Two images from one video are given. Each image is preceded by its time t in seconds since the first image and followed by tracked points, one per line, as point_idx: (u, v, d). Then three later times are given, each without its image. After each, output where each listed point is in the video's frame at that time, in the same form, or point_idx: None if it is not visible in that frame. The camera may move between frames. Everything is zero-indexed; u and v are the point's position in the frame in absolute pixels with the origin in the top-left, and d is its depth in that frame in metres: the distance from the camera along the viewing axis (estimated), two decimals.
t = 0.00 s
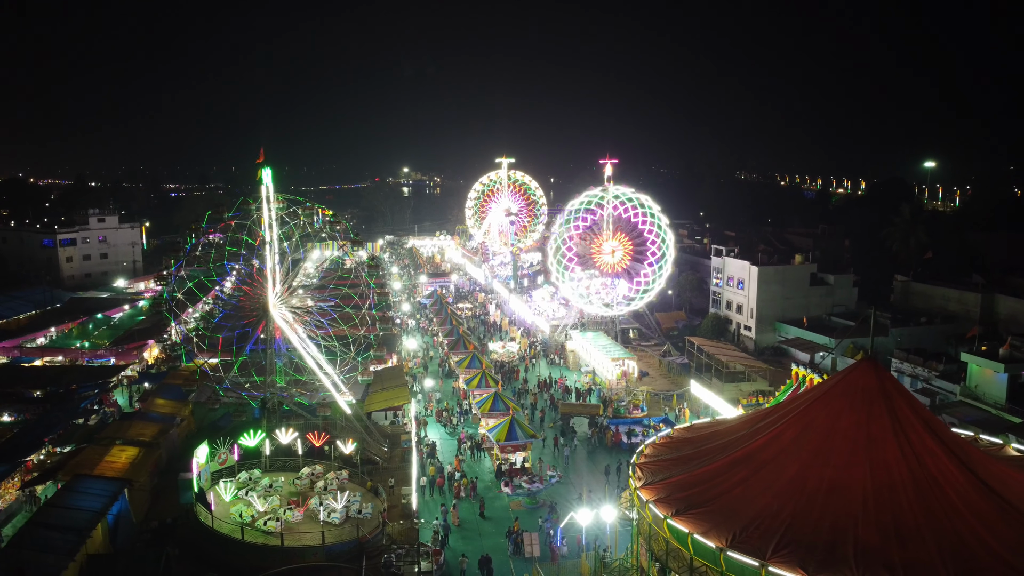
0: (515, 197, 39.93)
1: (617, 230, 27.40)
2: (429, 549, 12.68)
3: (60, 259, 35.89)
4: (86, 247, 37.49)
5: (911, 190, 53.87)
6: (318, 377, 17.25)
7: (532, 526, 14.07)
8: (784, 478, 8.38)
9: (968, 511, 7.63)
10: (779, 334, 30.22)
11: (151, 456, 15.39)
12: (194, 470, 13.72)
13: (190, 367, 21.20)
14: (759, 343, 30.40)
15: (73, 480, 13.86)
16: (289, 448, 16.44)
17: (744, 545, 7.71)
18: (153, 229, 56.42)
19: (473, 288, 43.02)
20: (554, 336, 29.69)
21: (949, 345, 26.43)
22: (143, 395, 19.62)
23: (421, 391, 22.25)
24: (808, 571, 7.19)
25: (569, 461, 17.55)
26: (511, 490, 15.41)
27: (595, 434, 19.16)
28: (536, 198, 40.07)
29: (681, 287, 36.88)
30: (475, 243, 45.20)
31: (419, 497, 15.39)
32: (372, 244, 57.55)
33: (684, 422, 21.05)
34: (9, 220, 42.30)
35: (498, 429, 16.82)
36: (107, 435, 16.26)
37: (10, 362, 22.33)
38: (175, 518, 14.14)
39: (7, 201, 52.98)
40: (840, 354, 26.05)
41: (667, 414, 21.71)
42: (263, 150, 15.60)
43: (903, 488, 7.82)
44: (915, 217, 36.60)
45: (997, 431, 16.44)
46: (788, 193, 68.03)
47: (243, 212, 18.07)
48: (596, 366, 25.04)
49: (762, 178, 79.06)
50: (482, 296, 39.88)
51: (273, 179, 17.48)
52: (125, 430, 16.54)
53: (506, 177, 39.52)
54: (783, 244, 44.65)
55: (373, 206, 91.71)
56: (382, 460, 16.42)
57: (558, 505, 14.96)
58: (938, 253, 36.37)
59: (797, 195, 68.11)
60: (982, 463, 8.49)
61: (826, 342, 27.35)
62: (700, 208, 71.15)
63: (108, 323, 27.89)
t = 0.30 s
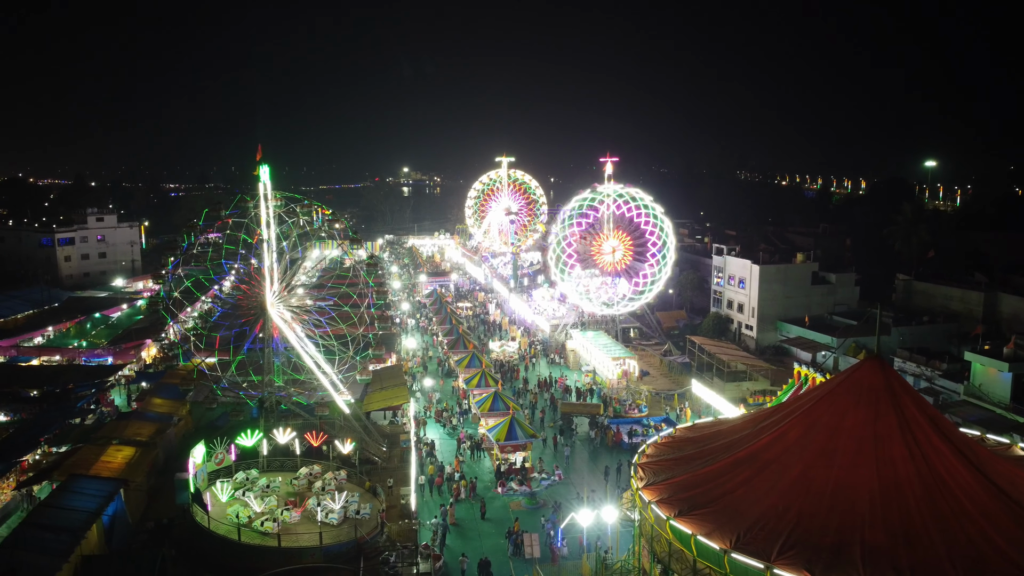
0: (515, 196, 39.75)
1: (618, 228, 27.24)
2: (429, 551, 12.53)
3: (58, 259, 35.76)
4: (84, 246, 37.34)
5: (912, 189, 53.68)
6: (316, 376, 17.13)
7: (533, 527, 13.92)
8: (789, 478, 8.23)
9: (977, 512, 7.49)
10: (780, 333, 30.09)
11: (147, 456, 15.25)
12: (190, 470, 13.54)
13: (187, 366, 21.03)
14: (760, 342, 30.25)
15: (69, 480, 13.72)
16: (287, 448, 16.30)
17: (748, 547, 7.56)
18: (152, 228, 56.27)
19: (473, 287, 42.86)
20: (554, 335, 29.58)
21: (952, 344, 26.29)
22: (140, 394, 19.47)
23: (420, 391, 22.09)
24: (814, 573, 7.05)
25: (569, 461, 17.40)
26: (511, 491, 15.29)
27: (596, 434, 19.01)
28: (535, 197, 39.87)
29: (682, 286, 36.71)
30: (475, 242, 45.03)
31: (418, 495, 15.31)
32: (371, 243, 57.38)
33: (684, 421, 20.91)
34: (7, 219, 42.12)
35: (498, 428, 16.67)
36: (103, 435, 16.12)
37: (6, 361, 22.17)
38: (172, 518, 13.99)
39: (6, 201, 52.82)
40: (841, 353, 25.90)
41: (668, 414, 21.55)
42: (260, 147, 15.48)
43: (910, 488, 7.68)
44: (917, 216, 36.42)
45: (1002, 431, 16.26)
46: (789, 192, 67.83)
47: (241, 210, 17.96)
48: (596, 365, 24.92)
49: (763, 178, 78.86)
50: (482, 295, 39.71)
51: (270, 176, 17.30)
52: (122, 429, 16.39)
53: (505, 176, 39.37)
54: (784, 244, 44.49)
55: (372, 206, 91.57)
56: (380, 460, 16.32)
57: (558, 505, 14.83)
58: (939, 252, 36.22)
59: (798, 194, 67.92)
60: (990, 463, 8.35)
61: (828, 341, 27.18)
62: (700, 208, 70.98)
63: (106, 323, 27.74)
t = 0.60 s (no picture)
0: (515, 196, 39.56)
1: (618, 228, 27.13)
2: (427, 554, 12.35)
3: (56, 258, 35.62)
4: (83, 246, 37.19)
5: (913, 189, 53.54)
6: (314, 377, 16.96)
7: (533, 529, 13.77)
8: (794, 481, 8.08)
9: (985, 514, 7.35)
10: (782, 333, 29.95)
11: (144, 457, 15.09)
12: (185, 472, 13.34)
13: (185, 366, 20.87)
14: (762, 342, 30.11)
15: (64, 482, 13.58)
16: (285, 450, 16.08)
17: (753, 551, 7.41)
18: (152, 228, 56.13)
19: (473, 287, 42.71)
20: (554, 335, 29.53)
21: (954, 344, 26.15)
22: (138, 395, 19.31)
23: (420, 392, 21.90)
24: None
25: (570, 462, 17.23)
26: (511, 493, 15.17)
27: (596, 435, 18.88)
28: (536, 197, 39.68)
29: (683, 286, 36.57)
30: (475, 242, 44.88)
31: (416, 494, 15.28)
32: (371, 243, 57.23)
33: (685, 421, 20.77)
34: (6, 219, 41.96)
35: (498, 429, 16.53)
36: (99, 435, 15.96)
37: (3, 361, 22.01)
38: (168, 520, 13.82)
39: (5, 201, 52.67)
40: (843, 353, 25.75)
41: (669, 415, 21.36)
42: (257, 144, 15.32)
43: (918, 490, 7.53)
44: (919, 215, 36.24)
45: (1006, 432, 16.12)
46: (790, 192, 67.65)
47: (238, 209, 17.73)
48: (596, 365, 24.79)
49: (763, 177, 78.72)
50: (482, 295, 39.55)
51: (268, 175, 17.09)
52: (119, 430, 16.26)
53: (506, 175, 39.21)
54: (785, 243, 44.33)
55: (372, 206, 91.42)
56: (379, 461, 16.18)
57: (559, 507, 14.72)
58: (941, 251, 36.07)
59: (799, 194, 67.78)
60: (998, 465, 8.20)
61: (830, 341, 27.02)
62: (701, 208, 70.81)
63: (104, 323, 27.59)
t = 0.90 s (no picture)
0: (515, 195, 39.36)
1: (618, 228, 27.11)
2: (425, 558, 12.22)
3: (54, 259, 35.47)
4: (81, 246, 37.00)
5: (914, 188, 53.40)
6: (311, 379, 16.82)
7: (533, 533, 13.62)
8: (799, 486, 7.91)
9: (995, 519, 7.18)
10: (784, 333, 29.77)
11: (140, 459, 14.93)
12: (181, 475, 13.15)
13: (182, 367, 20.71)
14: (763, 342, 29.99)
15: (58, 485, 13.40)
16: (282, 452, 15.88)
17: (758, 559, 7.25)
18: (151, 228, 55.96)
19: (473, 287, 42.57)
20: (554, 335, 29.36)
21: (956, 344, 26.00)
22: (134, 396, 19.14)
23: (419, 394, 21.72)
24: None
25: (569, 464, 17.11)
26: (510, 495, 14.99)
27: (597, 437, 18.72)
28: (535, 196, 39.42)
29: (684, 286, 36.45)
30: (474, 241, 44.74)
31: (415, 497, 15.17)
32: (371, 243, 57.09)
33: (687, 423, 20.63)
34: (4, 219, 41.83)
35: (498, 432, 16.38)
36: (94, 437, 15.80)
37: None
38: (163, 524, 13.60)
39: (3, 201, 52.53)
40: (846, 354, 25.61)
41: (670, 416, 21.02)
42: (253, 144, 15.23)
43: (925, 495, 7.37)
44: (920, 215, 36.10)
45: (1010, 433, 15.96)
46: (791, 191, 67.47)
47: (235, 209, 17.66)
48: (597, 366, 24.72)
49: (764, 177, 78.60)
50: (482, 295, 39.40)
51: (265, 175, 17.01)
52: (114, 432, 16.08)
53: (505, 175, 39.05)
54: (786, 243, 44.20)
55: (372, 206, 91.28)
56: (377, 463, 16.05)
57: (559, 510, 14.57)
58: (943, 251, 35.91)
59: (799, 193, 67.67)
60: (1007, 469, 8.04)
61: (832, 341, 26.87)
62: (701, 207, 70.77)
63: (102, 323, 27.46)
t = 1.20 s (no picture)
0: (515, 195, 39.17)
1: (618, 228, 26.89)
2: (423, 563, 12.06)
3: (52, 258, 35.25)
4: (79, 246, 36.84)
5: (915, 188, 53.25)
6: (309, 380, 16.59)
7: (533, 538, 13.44)
8: (806, 492, 7.74)
9: (1007, 526, 7.01)
10: (785, 334, 29.56)
11: (135, 462, 14.76)
12: (176, 479, 12.96)
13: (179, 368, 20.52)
14: (765, 343, 29.83)
15: (52, 488, 13.20)
16: (279, 455, 15.62)
17: (764, 568, 7.08)
18: (151, 228, 55.77)
19: (473, 287, 42.42)
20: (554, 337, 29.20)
21: (959, 345, 25.84)
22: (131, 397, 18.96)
23: (418, 396, 21.53)
24: None
25: (570, 467, 16.94)
26: (509, 498, 14.81)
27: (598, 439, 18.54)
28: (535, 196, 39.23)
29: (685, 286, 36.29)
30: (475, 241, 44.56)
31: (414, 500, 15.11)
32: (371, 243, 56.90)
33: (688, 425, 20.45)
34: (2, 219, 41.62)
35: (497, 434, 16.20)
36: (90, 440, 15.62)
37: None
38: (157, 528, 13.31)
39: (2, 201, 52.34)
40: (848, 355, 25.46)
41: (671, 419, 20.58)
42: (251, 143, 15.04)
43: (934, 502, 7.19)
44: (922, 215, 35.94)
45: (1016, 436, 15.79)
46: (792, 191, 67.29)
47: (232, 208, 17.33)
48: (598, 367, 24.64)
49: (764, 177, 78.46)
50: (482, 295, 39.24)
51: (262, 174, 16.79)
52: (110, 434, 15.91)
53: (505, 175, 38.87)
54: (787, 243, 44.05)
55: (372, 206, 91.16)
56: (375, 466, 15.89)
57: (559, 515, 14.39)
58: (946, 252, 35.74)
59: (800, 193, 67.54)
60: (1017, 474, 7.86)
61: (834, 342, 26.69)
62: (702, 207, 70.64)
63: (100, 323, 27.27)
